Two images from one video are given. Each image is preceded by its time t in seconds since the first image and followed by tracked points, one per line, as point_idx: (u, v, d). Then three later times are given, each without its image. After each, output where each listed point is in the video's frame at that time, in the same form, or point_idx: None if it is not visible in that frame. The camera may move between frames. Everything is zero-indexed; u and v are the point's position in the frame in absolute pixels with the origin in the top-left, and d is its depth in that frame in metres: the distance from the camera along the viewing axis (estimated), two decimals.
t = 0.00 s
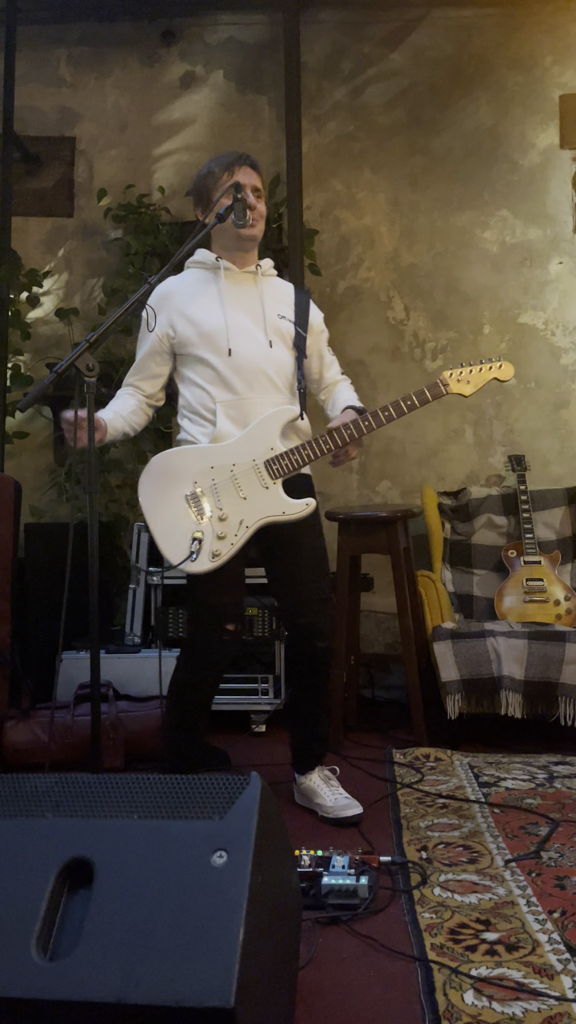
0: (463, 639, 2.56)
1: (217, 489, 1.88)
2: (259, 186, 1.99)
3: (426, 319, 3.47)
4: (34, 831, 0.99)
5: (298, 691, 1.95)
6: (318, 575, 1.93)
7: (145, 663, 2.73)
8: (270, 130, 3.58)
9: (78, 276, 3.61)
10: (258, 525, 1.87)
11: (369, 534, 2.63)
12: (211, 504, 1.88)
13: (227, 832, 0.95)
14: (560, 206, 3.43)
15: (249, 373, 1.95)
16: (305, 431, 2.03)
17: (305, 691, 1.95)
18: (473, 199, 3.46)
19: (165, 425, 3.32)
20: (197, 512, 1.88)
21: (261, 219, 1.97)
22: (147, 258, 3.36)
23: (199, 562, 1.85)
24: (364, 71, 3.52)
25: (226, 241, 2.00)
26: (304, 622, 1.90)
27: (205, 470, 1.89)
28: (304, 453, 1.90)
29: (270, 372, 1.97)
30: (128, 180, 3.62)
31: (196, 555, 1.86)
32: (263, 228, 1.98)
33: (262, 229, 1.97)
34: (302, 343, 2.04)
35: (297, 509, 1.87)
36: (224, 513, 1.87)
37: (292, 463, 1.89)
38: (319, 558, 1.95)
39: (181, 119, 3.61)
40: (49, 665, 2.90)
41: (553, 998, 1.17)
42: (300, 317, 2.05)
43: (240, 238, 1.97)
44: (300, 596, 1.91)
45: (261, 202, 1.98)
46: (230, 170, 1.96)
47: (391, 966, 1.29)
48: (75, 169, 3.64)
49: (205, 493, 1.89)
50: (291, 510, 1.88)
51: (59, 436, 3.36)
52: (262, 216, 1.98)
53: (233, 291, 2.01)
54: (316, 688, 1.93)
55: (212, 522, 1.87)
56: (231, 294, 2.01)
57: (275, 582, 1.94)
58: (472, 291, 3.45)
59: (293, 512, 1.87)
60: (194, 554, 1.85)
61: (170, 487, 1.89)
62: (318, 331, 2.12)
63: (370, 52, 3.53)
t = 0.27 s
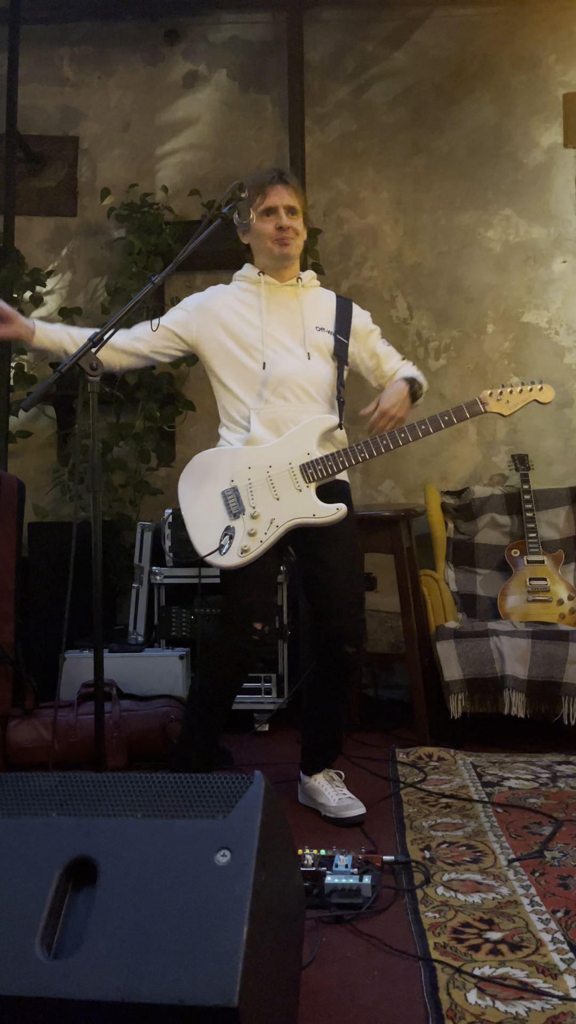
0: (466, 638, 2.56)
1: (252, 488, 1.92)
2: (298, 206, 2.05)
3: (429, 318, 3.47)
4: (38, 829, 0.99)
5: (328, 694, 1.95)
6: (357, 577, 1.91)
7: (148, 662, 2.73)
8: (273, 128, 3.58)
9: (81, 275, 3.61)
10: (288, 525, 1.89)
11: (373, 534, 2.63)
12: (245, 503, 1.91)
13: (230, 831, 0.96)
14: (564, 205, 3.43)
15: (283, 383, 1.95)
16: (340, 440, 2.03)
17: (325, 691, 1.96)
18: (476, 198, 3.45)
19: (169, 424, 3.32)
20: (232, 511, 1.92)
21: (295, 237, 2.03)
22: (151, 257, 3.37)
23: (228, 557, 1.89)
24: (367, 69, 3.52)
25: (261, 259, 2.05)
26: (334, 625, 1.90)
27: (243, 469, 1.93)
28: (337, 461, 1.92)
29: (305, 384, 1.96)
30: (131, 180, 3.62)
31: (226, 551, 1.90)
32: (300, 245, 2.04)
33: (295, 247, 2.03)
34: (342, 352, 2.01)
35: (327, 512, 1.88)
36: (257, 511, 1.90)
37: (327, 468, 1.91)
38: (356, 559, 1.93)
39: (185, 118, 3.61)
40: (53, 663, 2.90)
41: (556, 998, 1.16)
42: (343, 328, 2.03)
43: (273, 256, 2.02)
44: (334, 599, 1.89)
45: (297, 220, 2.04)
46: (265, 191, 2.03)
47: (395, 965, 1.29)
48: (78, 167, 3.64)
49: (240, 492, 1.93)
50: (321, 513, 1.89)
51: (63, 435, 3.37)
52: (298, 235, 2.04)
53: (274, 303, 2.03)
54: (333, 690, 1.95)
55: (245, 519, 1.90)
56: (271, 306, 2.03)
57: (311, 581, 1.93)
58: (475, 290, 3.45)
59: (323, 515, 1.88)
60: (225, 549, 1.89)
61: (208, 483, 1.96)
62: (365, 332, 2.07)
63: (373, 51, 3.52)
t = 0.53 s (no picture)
0: (468, 638, 2.56)
1: (280, 465, 1.91)
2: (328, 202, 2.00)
3: (431, 317, 3.47)
4: (40, 828, 0.99)
5: (326, 689, 1.97)
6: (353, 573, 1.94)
7: (150, 661, 2.73)
8: (276, 128, 3.58)
9: (83, 274, 3.62)
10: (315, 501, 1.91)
11: (375, 534, 2.63)
12: (272, 479, 1.91)
13: (232, 830, 0.96)
14: (566, 204, 3.42)
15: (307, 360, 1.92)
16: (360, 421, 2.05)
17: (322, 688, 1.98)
18: (479, 198, 3.45)
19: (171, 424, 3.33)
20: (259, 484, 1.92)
21: (322, 232, 1.99)
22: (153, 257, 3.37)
23: (256, 531, 1.89)
24: (370, 69, 3.52)
25: (288, 252, 2.02)
26: (334, 622, 1.93)
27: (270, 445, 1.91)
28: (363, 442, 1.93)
29: (329, 364, 1.93)
30: (134, 179, 3.62)
31: (252, 525, 1.89)
32: (326, 242, 2.01)
33: (321, 242, 1.99)
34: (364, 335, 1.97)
35: (352, 492, 1.91)
36: (283, 489, 1.91)
37: (351, 447, 1.93)
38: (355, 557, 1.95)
39: (187, 118, 3.61)
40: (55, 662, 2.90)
41: (558, 998, 1.16)
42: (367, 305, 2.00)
43: (299, 250, 2.00)
44: (332, 596, 1.93)
45: (325, 215, 1.99)
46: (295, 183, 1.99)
47: (396, 965, 1.29)
48: (81, 167, 3.64)
49: (266, 466, 1.92)
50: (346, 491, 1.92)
51: (65, 434, 3.37)
52: (325, 231, 2.00)
53: (297, 281, 2.00)
54: (334, 688, 1.96)
55: (272, 495, 1.91)
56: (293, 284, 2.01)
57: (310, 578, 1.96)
58: (477, 290, 3.45)
59: (348, 494, 1.91)
60: (253, 522, 1.89)
61: (235, 455, 1.93)
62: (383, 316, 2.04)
63: (376, 50, 3.52)
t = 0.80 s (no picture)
0: (468, 638, 2.56)
1: (296, 465, 1.91)
2: (340, 209, 1.98)
3: (431, 318, 3.47)
4: (39, 829, 0.99)
5: (326, 690, 1.97)
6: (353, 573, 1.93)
7: (149, 662, 2.73)
8: (276, 128, 3.58)
9: (83, 275, 3.62)
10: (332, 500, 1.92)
11: (374, 535, 2.63)
12: (289, 479, 1.91)
13: (232, 831, 0.96)
14: (567, 205, 3.42)
15: (318, 358, 1.93)
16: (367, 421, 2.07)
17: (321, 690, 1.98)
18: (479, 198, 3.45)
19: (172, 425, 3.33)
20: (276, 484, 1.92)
21: (331, 242, 1.99)
22: (153, 258, 3.37)
23: (275, 530, 1.89)
24: (370, 70, 3.52)
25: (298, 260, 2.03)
26: (334, 624, 1.93)
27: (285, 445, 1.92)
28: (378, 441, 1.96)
29: (339, 363, 1.94)
30: (134, 180, 3.62)
31: (271, 524, 1.89)
32: (335, 252, 2.00)
33: (330, 253, 1.99)
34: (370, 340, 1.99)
35: (368, 490, 1.93)
36: (301, 488, 1.91)
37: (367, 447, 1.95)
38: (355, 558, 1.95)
39: (187, 119, 3.62)
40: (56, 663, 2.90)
41: (557, 999, 1.16)
42: (373, 305, 2.01)
43: (306, 260, 2.00)
44: (332, 598, 1.93)
45: (335, 225, 1.98)
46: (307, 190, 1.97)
47: (395, 965, 1.29)
48: (81, 168, 3.64)
49: (283, 466, 1.92)
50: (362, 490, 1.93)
51: (66, 435, 3.37)
52: (334, 240, 1.99)
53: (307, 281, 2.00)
54: (335, 689, 1.96)
55: (290, 495, 1.91)
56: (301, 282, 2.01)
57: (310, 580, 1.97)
58: (478, 290, 3.45)
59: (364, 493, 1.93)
60: (272, 521, 1.89)
61: (252, 452, 1.93)
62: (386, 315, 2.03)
63: (376, 51, 3.52)
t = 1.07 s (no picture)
0: (467, 640, 2.56)
1: (298, 467, 1.90)
2: (343, 219, 1.99)
3: (431, 320, 3.47)
4: (37, 831, 0.99)
5: (330, 692, 1.98)
6: (358, 577, 1.94)
7: (148, 663, 2.73)
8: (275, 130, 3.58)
9: (83, 277, 3.62)
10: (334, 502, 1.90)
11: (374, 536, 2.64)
12: (291, 481, 1.89)
13: (230, 833, 0.96)
14: (566, 206, 3.43)
15: (320, 362, 1.93)
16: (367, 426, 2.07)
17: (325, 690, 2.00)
18: (478, 200, 3.45)
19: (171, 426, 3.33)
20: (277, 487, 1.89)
21: (334, 252, 1.99)
22: (152, 260, 3.38)
23: (276, 532, 1.86)
24: (369, 72, 3.52)
25: (301, 271, 2.04)
26: (339, 627, 1.94)
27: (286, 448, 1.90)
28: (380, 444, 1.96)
29: (341, 368, 1.95)
30: (134, 181, 3.63)
31: (272, 527, 1.86)
32: (338, 262, 2.01)
33: (333, 263, 2.00)
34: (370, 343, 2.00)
35: (370, 491, 1.91)
36: (302, 490, 1.89)
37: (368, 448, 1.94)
38: (361, 562, 1.96)
39: (187, 120, 3.62)
40: (55, 664, 2.90)
41: (556, 1002, 1.16)
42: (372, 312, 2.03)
43: (309, 270, 2.01)
44: (338, 602, 1.93)
45: (338, 236, 1.99)
46: (310, 201, 1.97)
47: (394, 967, 1.29)
48: (81, 169, 3.65)
49: (283, 468, 1.90)
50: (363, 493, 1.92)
51: (65, 437, 3.37)
52: (337, 250, 2.00)
53: (310, 290, 2.03)
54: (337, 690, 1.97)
55: (291, 497, 1.89)
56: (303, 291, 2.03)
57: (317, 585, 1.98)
58: (477, 292, 3.45)
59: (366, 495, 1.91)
60: (273, 523, 1.86)
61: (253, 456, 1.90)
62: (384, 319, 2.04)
63: (375, 53, 3.53)
